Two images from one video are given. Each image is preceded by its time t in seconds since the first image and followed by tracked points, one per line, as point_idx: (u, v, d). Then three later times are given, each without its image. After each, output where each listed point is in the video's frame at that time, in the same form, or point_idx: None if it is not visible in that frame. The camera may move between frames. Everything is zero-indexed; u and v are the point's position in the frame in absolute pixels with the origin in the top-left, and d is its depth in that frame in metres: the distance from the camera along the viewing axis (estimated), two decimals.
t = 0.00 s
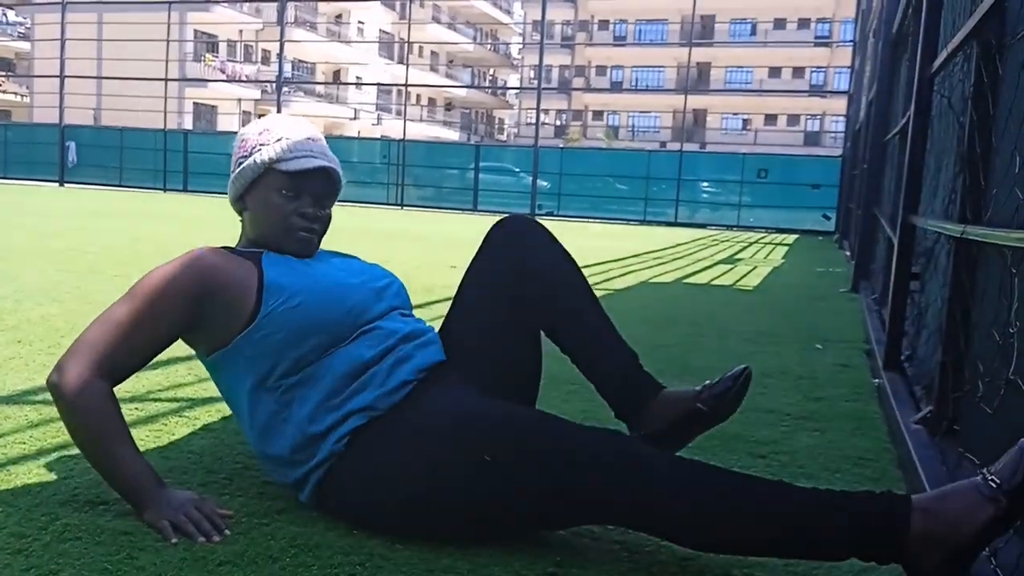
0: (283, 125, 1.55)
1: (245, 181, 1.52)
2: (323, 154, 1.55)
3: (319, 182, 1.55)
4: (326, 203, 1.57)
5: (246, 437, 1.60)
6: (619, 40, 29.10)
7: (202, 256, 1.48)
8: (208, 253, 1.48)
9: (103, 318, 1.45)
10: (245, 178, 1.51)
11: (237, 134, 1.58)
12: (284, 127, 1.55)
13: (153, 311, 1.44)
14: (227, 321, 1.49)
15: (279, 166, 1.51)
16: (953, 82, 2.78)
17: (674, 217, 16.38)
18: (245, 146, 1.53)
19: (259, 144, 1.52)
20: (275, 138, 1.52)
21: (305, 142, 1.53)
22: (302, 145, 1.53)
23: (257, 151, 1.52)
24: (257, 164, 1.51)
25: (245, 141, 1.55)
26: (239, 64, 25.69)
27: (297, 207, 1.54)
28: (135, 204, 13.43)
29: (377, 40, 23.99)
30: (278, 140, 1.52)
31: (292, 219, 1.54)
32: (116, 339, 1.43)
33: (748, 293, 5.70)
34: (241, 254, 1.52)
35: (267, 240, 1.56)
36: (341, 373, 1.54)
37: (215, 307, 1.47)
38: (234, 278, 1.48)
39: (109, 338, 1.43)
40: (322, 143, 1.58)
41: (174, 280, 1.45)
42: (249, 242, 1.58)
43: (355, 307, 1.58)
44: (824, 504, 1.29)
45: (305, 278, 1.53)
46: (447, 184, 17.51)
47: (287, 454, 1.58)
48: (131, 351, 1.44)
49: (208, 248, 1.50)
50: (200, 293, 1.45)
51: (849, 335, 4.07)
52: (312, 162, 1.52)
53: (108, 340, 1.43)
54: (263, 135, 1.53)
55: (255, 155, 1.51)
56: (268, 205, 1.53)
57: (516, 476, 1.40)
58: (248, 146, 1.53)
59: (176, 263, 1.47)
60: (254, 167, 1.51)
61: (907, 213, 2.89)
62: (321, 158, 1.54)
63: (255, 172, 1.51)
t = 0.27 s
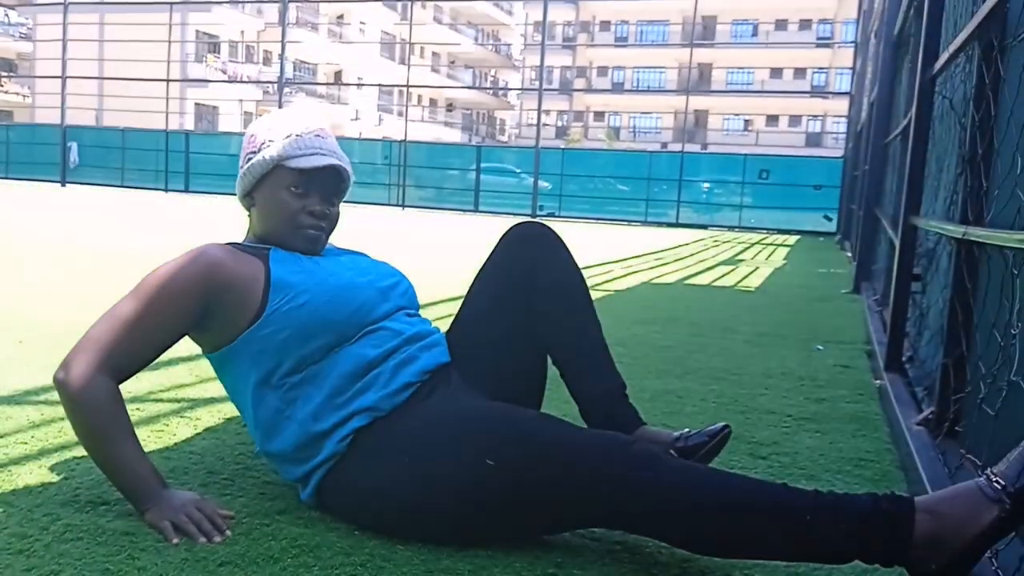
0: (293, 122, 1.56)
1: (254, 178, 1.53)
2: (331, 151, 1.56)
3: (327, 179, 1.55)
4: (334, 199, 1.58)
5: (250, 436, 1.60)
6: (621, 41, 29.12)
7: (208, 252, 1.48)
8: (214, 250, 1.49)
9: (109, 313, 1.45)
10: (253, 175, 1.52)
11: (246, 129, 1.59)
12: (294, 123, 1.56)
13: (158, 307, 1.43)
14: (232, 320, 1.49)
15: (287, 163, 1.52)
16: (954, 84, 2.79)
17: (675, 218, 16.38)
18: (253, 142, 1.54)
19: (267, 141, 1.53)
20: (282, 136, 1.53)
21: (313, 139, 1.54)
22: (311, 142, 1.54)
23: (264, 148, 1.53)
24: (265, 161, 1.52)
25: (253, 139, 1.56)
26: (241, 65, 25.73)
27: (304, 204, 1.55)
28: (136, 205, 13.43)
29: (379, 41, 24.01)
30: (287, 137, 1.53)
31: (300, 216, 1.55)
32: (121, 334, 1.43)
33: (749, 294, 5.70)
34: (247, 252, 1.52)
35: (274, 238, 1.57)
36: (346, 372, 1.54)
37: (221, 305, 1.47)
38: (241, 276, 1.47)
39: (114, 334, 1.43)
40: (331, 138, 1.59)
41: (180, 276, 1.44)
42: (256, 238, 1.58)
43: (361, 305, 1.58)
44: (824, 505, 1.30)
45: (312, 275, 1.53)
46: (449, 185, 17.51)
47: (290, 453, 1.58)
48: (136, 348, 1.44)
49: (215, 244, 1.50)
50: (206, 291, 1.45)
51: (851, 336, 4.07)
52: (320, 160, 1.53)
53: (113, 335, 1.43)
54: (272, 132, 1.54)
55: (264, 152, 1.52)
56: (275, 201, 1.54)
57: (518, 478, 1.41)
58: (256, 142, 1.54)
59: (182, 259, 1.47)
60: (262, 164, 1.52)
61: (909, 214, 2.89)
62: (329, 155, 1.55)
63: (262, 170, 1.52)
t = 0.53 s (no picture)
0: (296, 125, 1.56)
1: (256, 181, 1.53)
2: (333, 157, 1.56)
3: (330, 184, 1.56)
4: (336, 204, 1.58)
5: (251, 438, 1.61)
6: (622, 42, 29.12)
7: (209, 253, 1.49)
8: (216, 252, 1.50)
9: (112, 314, 1.46)
10: (254, 178, 1.52)
11: (248, 132, 1.59)
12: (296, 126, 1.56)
13: (160, 307, 1.44)
14: (233, 320, 1.49)
15: (291, 167, 1.52)
16: (955, 85, 2.79)
17: (676, 219, 16.36)
18: (255, 145, 1.54)
19: (269, 144, 1.53)
20: (285, 140, 1.53)
21: (316, 143, 1.55)
22: (312, 147, 1.54)
23: (266, 151, 1.53)
24: (267, 165, 1.52)
25: (254, 141, 1.56)
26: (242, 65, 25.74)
27: (307, 208, 1.55)
28: (139, 205, 13.45)
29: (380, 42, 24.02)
30: (289, 141, 1.53)
31: (302, 220, 1.55)
32: (122, 335, 1.44)
33: (750, 295, 5.70)
34: (247, 256, 1.53)
35: (277, 240, 1.57)
36: (345, 377, 1.54)
37: (224, 307, 1.48)
38: (240, 276, 1.48)
39: (116, 335, 1.44)
40: (333, 142, 1.59)
41: (180, 277, 1.45)
42: (257, 240, 1.59)
43: (363, 307, 1.58)
44: (826, 503, 1.30)
45: (311, 277, 1.54)
46: (450, 186, 17.51)
47: (290, 454, 1.58)
48: (137, 350, 1.44)
49: (216, 247, 1.51)
50: (208, 292, 1.46)
51: (852, 338, 4.08)
52: (324, 165, 1.53)
53: (115, 336, 1.43)
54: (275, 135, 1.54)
55: (265, 156, 1.52)
56: (278, 204, 1.54)
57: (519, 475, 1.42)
58: (258, 145, 1.53)
59: (183, 260, 1.47)
60: (265, 168, 1.52)
61: (910, 216, 2.89)
62: (332, 160, 1.55)
63: (266, 172, 1.52)
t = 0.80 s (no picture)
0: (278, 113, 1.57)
1: (252, 171, 1.53)
2: (321, 136, 1.57)
3: (325, 165, 1.57)
4: (333, 185, 1.59)
5: (250, 438, 1.61)
6: (622, 43, 29.13)
7: (209, 248, 1.49)
8: (217, 247, 1.50)
9: (113, 311, 1.47)
10: (250, 169, 1.52)
11: (233, 132, 1.59)
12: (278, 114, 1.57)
13: (161, 304, 1.45)
14: (234, 318, 1.50)
15: (286, 152, 1.53)
16: (954, 87, 2.79)
17: (675, 220, 16.34)
18: (244, 139, 1.55)
19: (260, 133, 1.54)
20: (275, 128, 1.54)
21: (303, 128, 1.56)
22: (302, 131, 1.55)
23: (258, 141, 1.53)
24: (261, 154, 1.52)
25: (243, 136, 1.56)
26: (242, 65, 25.73)
27: (307, 191, 1.56)
28: (139, 204, 13.45)
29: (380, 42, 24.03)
30: (279, 128, 1.54)
31: (304, 204, 1.56)
32: (124, 332, 1.45)
33: (748, 297, 5.71)
34: (250, 247, 1.53)
35: (277, 233, 1.57)
36: (344, 378, 1.55)
37: (224, 305, 1.49)
38: (240, 274, 1.49)
39: (118, 333, 1.45)
40: (317, 128, 1.61)
41: (181, 273, 1.46)
42: (260, 234, 1.59)
43: (364, 307, 1.59)
44: (824, 506, 1.31)
45: (313, 275, 1.54)
46: (450, 186, 17.51)
47: (290, 452, 1.59)
48: (138, 347, 1.45)
49: (216, 244, 1.51)
50: (208, 290, 1.47)
51: (850, 339, 4.09)
52: (315, 145, 1.55)
53: (117, 333, 1.45)
54: (262, 124, 1.54)
55: (257, 146, 1.53)
56: (279, 192, 1.54)
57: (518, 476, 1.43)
58: (248, 137, 1.54)
59: (185, 256, 1.48)
60: (259, 157, 1.52)
61: (908, 217, 2.90)
62: (321, 140, 1.57)
63: (261, 161, 1.53)
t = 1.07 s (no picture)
0: (296, 105, 1.56)
1: (264, 164, 1.52)
2: (337, 132, 1.56)
3: (337, 163, 1.55)
4: (344, 182, 1.58)
5: (252, 434, 1.60)
6: (622, 42, 29.12)
7: (218, 242, 1.48)
8: (225, 239, 1.49)
9: (119, 304, 1.45)
10: (261, 162, 1.51)
11: (249, 120, 1.58)
12: (296, 107, 1.56)
13: (168, 297, 1.43)
14: (241, 315, 1.49)
15: (298, 147, 1.51)
16: (955, 88, 2.78)
17: (675, 220, 16.33)
18: (258, 130, 1.54)
19: (273, 127, 1.53)
20: (289, 121, 1.53)
21: (318, 122, 1.54)
22: (316, 125, 1.54)
23: (272, 133, 1.52)
24: (274, 148, 1.51)
25: (257, 127, 1.55)
26: (242, 65, 25.70)
27: (317, 188, 1.54)
28: (139, 204, 13.43)
29: (380, 42, 24.01)
30: (294, 121, 1.53)
31: (313, 200, 1.55)
32: (128, 325, 1.43)
33: (748, 297, 5.71)
34: (256, 242, 1.51)
35: (286, 229, 1.56)
36: (348, 378, 1.54)
37: (230, 301, 1.47)
38: (250, 269, 1.47)
39: (122, 326, 1.43)
40: (334, 123, 1.59)
41: (189, 267, 1.44)
42: (266, 228, 1.57)
43: (372, 306, 1.57)
44: (823, 506, 1.30)
45: (320, 275, 1.52)
46: (449, 186, 17.50)
47: (293, 451, 1.57)
48: (141, 342, 1.44)
49: (224, 235, 1.50)
50: (217, 285, 1.45)
51: (849, 339, 4.09)
52: (328, 141, 1.53)
53: (121, 326, 1.44)
54: (277, 117, 1.53)
55: (270, 138, 1.52)
56: (288, 186, 1.53)
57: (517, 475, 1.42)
58: (262, 129, 1.53)
59: (195, 249, 1.46)
60: (272, 150, 1.51)
61: (909, 218, 2.90)
62: (337, 136, 1.55)
63: (272, 154, 1.51)
